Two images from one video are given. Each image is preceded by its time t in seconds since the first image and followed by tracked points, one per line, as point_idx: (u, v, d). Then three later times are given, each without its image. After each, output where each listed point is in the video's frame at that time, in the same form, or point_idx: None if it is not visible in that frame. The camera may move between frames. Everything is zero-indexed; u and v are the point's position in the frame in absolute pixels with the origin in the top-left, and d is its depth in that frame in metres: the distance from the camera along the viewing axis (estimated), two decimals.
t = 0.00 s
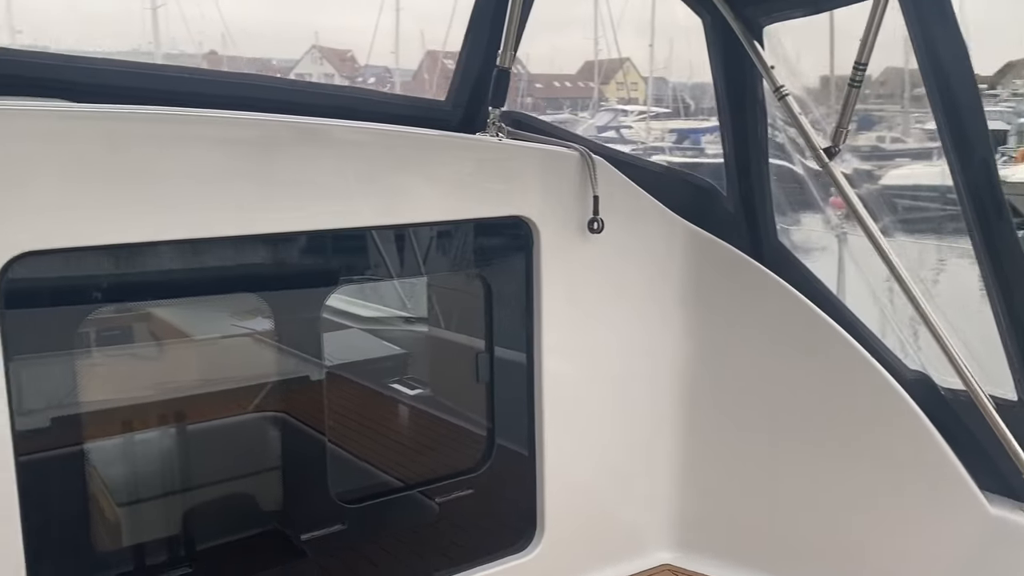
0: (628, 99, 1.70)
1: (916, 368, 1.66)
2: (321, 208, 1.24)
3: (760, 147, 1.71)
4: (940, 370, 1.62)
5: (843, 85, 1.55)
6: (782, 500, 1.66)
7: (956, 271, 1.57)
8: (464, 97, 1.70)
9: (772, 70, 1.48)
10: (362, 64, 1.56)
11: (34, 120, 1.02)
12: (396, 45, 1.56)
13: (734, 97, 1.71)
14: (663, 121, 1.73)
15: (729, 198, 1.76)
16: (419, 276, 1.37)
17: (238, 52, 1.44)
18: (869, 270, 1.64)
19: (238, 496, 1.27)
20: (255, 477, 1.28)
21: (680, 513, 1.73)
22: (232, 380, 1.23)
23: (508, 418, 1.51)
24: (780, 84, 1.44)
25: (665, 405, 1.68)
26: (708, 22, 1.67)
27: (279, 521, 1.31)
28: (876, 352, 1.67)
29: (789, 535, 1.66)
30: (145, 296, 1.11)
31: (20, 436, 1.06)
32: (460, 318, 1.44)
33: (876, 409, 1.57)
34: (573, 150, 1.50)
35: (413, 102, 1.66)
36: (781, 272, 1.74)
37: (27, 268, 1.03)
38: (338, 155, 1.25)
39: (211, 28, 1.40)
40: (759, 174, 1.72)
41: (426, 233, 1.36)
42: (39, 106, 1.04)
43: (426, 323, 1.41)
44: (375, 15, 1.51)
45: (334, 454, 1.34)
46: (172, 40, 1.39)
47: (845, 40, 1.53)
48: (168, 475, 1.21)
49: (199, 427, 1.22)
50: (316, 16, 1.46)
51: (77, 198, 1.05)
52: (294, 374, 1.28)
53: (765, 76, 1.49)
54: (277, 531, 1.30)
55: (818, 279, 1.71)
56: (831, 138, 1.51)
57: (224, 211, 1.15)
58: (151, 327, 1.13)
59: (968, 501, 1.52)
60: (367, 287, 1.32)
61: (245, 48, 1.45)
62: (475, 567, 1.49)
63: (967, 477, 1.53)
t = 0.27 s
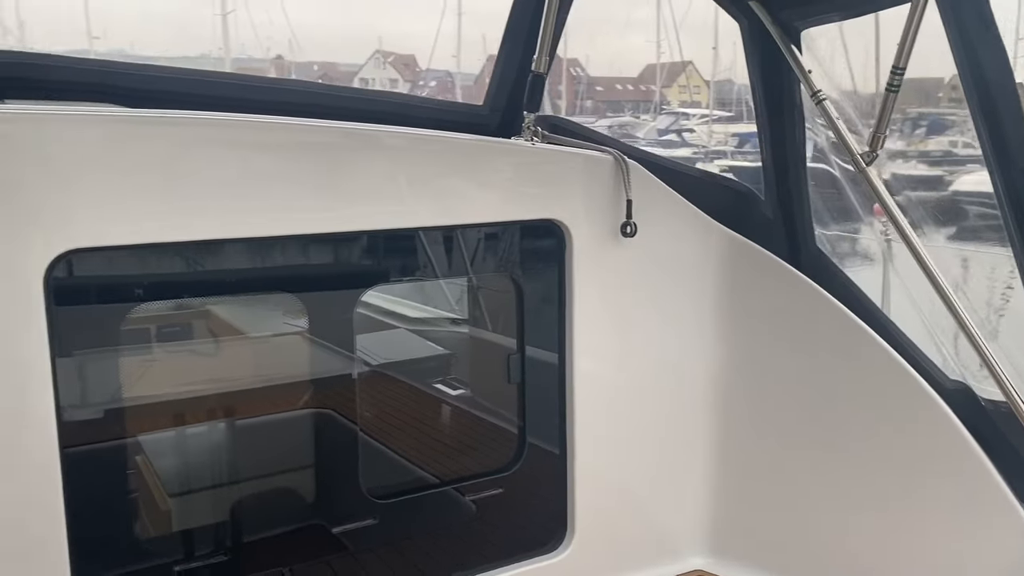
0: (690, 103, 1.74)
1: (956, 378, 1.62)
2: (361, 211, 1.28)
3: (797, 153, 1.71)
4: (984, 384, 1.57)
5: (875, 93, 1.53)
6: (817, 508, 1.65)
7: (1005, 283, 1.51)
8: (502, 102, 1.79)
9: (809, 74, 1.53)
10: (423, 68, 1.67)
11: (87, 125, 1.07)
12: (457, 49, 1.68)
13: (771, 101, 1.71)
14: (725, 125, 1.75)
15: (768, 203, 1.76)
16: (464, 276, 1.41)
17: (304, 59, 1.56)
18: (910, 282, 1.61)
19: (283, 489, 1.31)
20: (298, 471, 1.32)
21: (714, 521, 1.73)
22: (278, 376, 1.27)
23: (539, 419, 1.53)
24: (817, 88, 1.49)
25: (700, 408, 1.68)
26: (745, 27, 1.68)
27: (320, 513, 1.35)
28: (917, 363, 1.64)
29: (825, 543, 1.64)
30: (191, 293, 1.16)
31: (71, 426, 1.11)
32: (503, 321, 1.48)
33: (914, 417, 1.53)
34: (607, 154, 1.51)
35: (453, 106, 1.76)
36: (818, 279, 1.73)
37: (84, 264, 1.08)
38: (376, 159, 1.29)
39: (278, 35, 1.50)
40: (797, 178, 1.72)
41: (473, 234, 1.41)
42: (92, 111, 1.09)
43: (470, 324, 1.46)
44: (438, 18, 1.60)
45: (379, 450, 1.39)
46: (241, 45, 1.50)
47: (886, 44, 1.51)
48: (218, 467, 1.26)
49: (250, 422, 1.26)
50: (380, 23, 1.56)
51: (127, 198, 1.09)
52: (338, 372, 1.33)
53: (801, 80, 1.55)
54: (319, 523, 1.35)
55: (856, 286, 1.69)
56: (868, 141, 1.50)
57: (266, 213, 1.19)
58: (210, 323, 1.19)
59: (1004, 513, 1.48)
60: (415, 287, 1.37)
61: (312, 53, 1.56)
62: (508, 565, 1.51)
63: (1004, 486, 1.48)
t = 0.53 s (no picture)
0: (750, 110, 1.80)
1: (1003, 391, 1.59)
2: (408, 219, 1.31)
3: (841, 162, 1.74)
4: None
5: (921, 97, 1.56)
6: (857, 516, 1.65)
7: None
8: (545, 111, 1.84)
9: (852, 82, 1.56)
10: (480, 76, 1.74)
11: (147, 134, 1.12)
12: (515, 57, 1.75)
13: (815, 112, 1.75)
14: (784, 131, 1.80)
15: (813, 212, 1.80)
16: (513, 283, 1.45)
17: (365, 68, 1.64)
18: (957, 295, 1.60)
19: (331, 488, 1.35)
20: (345, 470, 1.36)
21: (752, 527, 1.75)
22: (326, 378, 1.32)
23: (578, 423, 1.55)
24: (860, 97, 1.53)
25: (738, 414, 1.71)
26: (789, 35, 1.73)
27: (366, 512, 1.38)
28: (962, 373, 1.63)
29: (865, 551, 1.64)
30: (245, 295, 1.21)
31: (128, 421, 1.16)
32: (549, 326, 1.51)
33: (946, 422, 1.52)
34: (646, 162, 1.54)
35: (497, 115, 1.81)
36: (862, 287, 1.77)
37: (149, 266, 1.13)
38: (422, 167, 1.32)
39: (340, 44, 1.59)
40: (840, 187, 1.75)
41: (522, 241, 1.44)
42: (153, 121, 1.14)
43: (515, 330, 1.48)
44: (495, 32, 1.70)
45: (424, 451, 1.42)
46: (304, 53, 1.58)
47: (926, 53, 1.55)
48: (269, 466, 1.30)
49: (301, 421, 1.31)
50: (443, 32, 1.65)
51: (185, 205, 1.14)
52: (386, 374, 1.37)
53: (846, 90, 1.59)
54: (364, 522, 1.38)
55: (901, 296, 1.71)
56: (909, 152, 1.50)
57: (316, 220, 1.23)
58: (266, 325, 1.24)
59: None
60: (462, 292, 1.40)
61: (371, 63, 1.64)
62: (546, 568, 1.53)
63: None
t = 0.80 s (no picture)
0: (805, 121, 1.81)
1: None
2: (459, 232, 1.34)
3: (894, 176, 1.75)
4: None
5: (977, 107, 1.56)
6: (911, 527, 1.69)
7: None
8: (595, 125, 1.84)
9: (906, 98, 1.60)
10: (533, 87, 1.76)
11: (213, 152, 1.17)
12: (567, 66, 1.76)
13: (868, 126, 1.76)
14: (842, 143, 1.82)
15: (865, 228, 1.83)
16: (561, 296, 1.46)
17: (418, 80, 1.68)
18: (1009, 307, 1.65)
19: (381, 496, 1.38)
20: (395, 477, 1.39)
21: (802, 543, 1.73)
22: (378, 389, 1.34)
23: (625, 435, 1.56)
24: (913, 113, 1.57)
25: (790, 431, 1.69)
26: (839, 48, 1.74)
27: (415, 520, 1.41)
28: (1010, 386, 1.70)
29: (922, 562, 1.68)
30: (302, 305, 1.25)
31: (187, 428, 1.20)
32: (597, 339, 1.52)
33: (994, 433, 1.59)
34: (697, 177, 1.53)
35: (548, 130, 1.83)
36: (914, 302, 1.80)
37: (208, 276, 1.18)
38: (473, 182, 1.35)
39: (393, 55, 1.63)
40: (892, 203, 1.77)
41: (571, 253, 1.45)
42: (218, 140, 1.20)
43: (563, 342, 1.50)
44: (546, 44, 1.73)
45: (472, 461, 1.44)
46: (359, 65, 1.62)
47: (986, 66, 1.55)
48: (321, 473, 1.33)
49: (351, 429, 1.34)
50: (494, 43, 1.69)
51: (244, 219, 1.19)
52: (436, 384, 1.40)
53: (898, 104, 1.62)
54: (413, 530, 1.41)
55: (952, 310, 1.75)
56: (965, 168, 1.52)
57: (370, 233, 1.27)
58: (319, 334, 1.27)
59: None
60: (514, 304, 1.43)
61: (427, 74, 1.68)
62: None
63: None
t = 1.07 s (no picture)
0: (857, 135, 1.81)
1: None
2: (513, 248, 1.37)
3: (952, 194, 1.73)
4: None
5: None
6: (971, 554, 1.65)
7: None
8: (648, 142, 1.89)
9: (965, 116, 1.60)
10: (580, 102, 1.79)
11: (277, 170, 1.21)
12: (614, 82, 1.79)
13: (925, 144, 1.74)
14: (897, 156, 1.80)
15: (922, 245, 1.81)
16: (611, 310, 1.47)
17: (463, 94, 1.70)
18: None
19: (433, 508, 1.40)
20: (447, 490, 1.41)
21: (858, 562, 1.72)
22: (430, 400, 1.37)
23: (678, 454, 1.56)
24: (972, 131, 1.57)
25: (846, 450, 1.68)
26: (896, 66, 1.73)
27: (465, 533, 1.43)
28: None
29: None
30: (355, 317, 1.28)
31: (249, 436, 1.23)
32: (647, 354, 1.53)
33: None
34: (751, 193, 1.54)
35: (602, 147, 1.87)
36: (974, 321, 1.77)
37: (263, 289, 1.22)
38: (523, 198, 1.37)
39: (441, 73, 1.66)
40: (951, 222, 1.74)
41: (620, 269, 1.46)
42: (280, 159, 1.24)
43: (613, 356, 1.50)
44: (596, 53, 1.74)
45: (521, 475, 1.46)
46: (409, 82, 1.66)
47: None
48: (373, 484, 1.35)
49: (402, 441, 1.36)
50: (537, 58, 1.70)
51: (306, 234, 1.23)
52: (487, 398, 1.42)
53: (958, 122, 1.62)
54: (463, 543, 1.42)
55: (1014, 330, 1.72)
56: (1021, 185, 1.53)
57: (427, 249, 1.30)
58: (370, 346, 1.30)
59: None
60: (561, 319, 1.44)
61: (470, 86, 1.70)
62: None
63: None
